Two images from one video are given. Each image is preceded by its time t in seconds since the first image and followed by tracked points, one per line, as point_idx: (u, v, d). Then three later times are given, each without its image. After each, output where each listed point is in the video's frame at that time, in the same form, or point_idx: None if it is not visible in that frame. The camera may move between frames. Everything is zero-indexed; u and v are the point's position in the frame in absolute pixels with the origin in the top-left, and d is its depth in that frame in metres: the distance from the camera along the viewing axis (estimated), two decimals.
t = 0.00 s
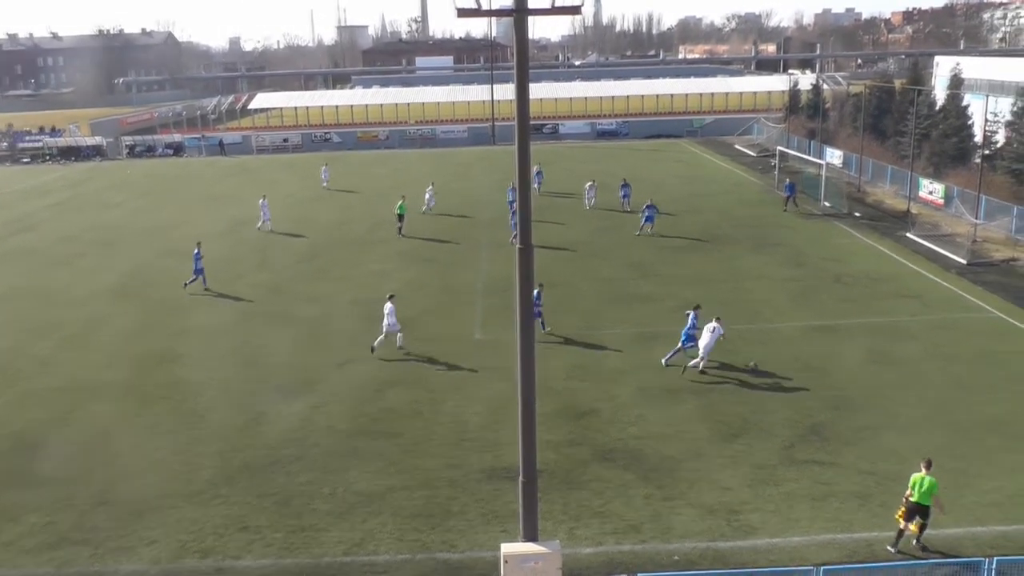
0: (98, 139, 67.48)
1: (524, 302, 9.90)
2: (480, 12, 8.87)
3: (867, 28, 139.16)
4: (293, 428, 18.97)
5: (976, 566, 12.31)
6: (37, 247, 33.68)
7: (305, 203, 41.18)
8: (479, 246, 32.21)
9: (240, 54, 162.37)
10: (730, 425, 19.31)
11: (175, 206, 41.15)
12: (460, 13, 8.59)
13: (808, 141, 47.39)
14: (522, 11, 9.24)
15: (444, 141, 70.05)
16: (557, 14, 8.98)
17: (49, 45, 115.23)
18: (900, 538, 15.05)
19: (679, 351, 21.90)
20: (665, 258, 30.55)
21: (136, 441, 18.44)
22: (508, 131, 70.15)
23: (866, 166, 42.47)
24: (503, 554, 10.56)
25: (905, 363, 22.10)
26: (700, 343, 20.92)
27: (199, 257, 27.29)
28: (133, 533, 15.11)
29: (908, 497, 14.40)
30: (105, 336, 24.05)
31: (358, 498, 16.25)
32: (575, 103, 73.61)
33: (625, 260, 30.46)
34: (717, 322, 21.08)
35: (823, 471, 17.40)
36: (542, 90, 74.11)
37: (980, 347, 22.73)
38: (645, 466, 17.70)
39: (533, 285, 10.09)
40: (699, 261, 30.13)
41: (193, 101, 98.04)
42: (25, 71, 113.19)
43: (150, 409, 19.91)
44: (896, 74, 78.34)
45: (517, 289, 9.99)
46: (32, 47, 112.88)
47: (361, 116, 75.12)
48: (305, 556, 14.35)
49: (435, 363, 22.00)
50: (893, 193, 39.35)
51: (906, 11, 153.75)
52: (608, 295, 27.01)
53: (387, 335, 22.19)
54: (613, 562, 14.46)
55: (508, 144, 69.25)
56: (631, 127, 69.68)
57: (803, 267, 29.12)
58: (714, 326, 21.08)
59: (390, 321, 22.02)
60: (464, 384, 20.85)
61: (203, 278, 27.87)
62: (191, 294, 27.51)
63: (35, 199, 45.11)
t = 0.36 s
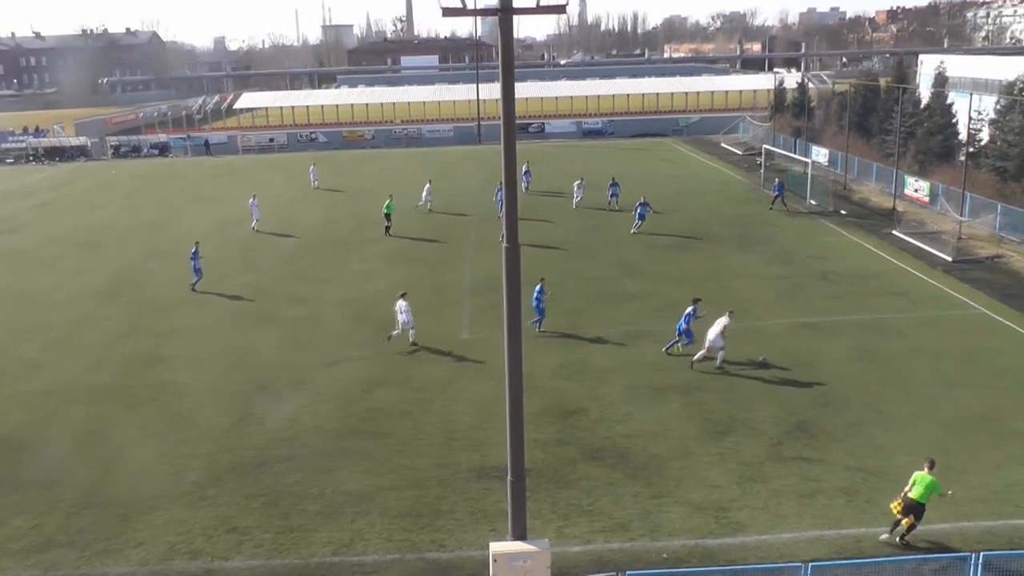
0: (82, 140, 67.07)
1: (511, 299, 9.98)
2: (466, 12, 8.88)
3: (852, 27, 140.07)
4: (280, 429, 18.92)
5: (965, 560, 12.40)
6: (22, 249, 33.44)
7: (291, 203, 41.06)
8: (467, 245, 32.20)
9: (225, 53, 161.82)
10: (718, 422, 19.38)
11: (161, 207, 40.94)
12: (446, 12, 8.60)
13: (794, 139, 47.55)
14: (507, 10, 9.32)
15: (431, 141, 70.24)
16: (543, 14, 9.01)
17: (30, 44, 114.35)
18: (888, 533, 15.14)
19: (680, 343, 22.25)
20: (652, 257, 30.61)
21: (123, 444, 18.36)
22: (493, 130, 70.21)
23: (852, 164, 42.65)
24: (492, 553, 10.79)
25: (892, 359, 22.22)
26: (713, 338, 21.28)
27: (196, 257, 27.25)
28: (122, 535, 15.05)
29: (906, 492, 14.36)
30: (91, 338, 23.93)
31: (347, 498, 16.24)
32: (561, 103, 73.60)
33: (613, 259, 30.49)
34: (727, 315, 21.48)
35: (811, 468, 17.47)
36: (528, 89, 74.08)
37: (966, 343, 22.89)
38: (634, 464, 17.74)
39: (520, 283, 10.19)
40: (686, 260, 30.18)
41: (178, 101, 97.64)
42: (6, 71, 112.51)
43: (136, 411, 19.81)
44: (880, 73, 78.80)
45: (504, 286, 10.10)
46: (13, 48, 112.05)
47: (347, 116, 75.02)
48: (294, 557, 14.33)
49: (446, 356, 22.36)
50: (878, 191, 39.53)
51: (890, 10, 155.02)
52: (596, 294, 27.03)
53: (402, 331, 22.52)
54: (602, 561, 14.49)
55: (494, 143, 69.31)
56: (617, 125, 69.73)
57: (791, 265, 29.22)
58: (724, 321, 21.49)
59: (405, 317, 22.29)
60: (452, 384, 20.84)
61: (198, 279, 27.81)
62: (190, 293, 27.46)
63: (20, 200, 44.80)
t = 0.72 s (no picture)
0: (67, 141, 66.65)
1: (497, 300, 10.04)
2: (451, 12, 8.90)
3: (837, 27, 140.81)
4: (267, 430, 18.86)
5: (949, 556, 12.46)
6: (6, 251, 33.19)
7: (278, 203, 40.94)
8: (454, 245, 32.17)
9: (210, 53, 161.10)
10: (705, 421, 19.40)
11: (146, 208, 40.74)
12: (431, 12, 8.60)
13: (780, 139, 47.70)
14: (492, 11, 9.37)
15: (416, 141, 70.28)
16: (528, 14, 9.04)
17: (11, 43, 113.52)
18: (873, 530, 15.20)
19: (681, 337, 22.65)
20: (639, 256, 30.63)
21: (108, 446, 18.26)
22: (479, 131, 70.21)
23: (837, 163, 42.79)
24: (478, 553, 10.78)
25: (877, 357, 22.32)
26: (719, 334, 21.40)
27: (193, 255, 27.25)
28: (107, 538, 14.97)
29: (909, 486, 14.55)
30: (75, 340, 23.79)
31: (333, 499, 16.19)
32: (548, 103, 73.57)
33: (600, 258, 30.52)
34: (735, 310, 21.51)
35: (797, 466, 17.52)
36: (514, 89, 74.04)
37: (950, 341, 23.00)
38: (620, 463, 17.75)
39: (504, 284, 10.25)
40: (673, 259, 30.22)
41: (163, 101, 97.19)
42: None
43: (122, 413, 19.70)
44: (865, 72, 79.13)
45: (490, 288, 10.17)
46: None
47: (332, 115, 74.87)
48: (279, 558, 14.28)
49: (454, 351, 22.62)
50: (864, 190, 39.67)
51: (874, 11, 155.91)
52: (583, 294, 27.04)
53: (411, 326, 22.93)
54: (589, 560, 14.49)
55: (480, 144, 69.35)
56: (602, 126, 69.88)
57: (777, 264, 29.28)
58: (732, 315, 21.48)
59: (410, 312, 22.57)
60: (439, 384, 20.80)
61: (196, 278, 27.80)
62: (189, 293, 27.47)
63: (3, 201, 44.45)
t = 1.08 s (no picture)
0: (53, 141, 66.24)
1: (485, 298, 10.06)
2: (438, 12, 8.92)
3: (824, 27, 141.36)
4: (255, 432, 18.80)
5: (937, 553, 12.38)
6: None
7: (266, 204, 40.84)
8: (442, 245, 32.12)
9: (197, 54, 160.53)
10: (693, 420, 19.41)
11: (132, 209, 40.55)
12: (417, 12, 8.62)
13: (768, 139, 47.80)
14: (479, 9, 9.38)
15: (403, 141, 69.95)
16: (514, 13, 9.09)
17: None
18: (862, 528, 15.25)
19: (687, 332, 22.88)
20: (627, 256, 30.65)
21: (95, 449, 18.16)
22: (467, 131, 70.25)
23: (824, 163, 42.91)
24: (467, 553, 10.82)
25: (865, 356, 22.39)
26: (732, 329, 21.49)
27: (194, 256, 27.30)
28: (95, 542, 14.90)
29: (915, 483, 14.55)
30: (63, 343, 23.65)
31: (323, 500, 16.16)
32: (535, 103, 73.48)
33: (588, 258, 30.54)
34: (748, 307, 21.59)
35: (785, 465, 17.57)
36: (501, 89, 73.98)
37: (937, 339, 23.10)
38: (609, 463, 17.77)
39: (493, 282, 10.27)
40: (661, 259, 30.24)
41: (150, 101, 96.70)
42: None
43: (109, 415, 19.61)
44: (851, 72, 79.40)
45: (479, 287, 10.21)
46: None
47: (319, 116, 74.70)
48: (269, 560, 14.24)
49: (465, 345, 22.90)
50: (851, 189, 39.80)
51: (861, 12, 156.60)
52: (572, 294, 27.04)
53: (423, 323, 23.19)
54: (578, 560, 14.49)
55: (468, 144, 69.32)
56: (590, 126, 69.89)
57: (765, 264, 29.33)
58: (743, 312, 21.46)
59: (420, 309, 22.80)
60: (427, 384, 20.77)
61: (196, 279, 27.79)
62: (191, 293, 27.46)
63: None
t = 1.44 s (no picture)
0: (37, 142, 65.80)
1: (472, 298, 10.05)
2: (425, 12, 8.91)
3: (810, 28, 141.97)
4: (242, 434, 18.75)
5: (922, 551, 12.37)
6: None
7: (253, 205, 40.72)
8: (430, 246, 32.08)
9: (183, 54, 159.83)
10: (681, 420, 19.44)
11: (118, 210, 40.36)
12: (405, 12, 8.61)
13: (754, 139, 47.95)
14: (467, 10, 9.38)
15: (391, 142, 69.94)
16: (501, 14, 9.10)
17: None
18: (848, 526, 15.32)
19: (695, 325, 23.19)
20: (614, 257, 30.68)
21: (82, 451, 18.09)
22: (454, 131, 70.28)
23: (811, 164, 43.06)
24: (456, 554, 10.76)
25: (851, 355, 22.48)
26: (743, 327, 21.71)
27: (192, 256, 27.14)
28: (81, 545, 14.84)
29: (923, 480, 14.60)
30: (48, 344, 23.53)
31: (311, 502, 16.13)
32: (521, 104, 73.51)
33: (576, 258, 30.56)
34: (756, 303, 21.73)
35: (773, 464, 17.63)
36: (488, 90, 73.99)
37: (924, 338, 23.23)
38: (597, 463, 17.80)
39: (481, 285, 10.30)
40: (648, 259, 30.28)
41: (136, 102, 96.24)
42: None
43: (95, 418, 19.52)
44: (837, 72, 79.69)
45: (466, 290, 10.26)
46: None
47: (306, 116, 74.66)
48: (257, 562, 14.21)
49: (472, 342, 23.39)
50: (837, 189, 39.94)
51: (848, 14, 157.41)
52: (560, 294, 27.06)
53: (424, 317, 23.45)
54: (567, 561, 14.50)
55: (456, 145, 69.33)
56: (578, 126, 69.99)
57: (752, 264, 29.40)
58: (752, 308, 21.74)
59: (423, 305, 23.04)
60: (414, 386, 20.74)
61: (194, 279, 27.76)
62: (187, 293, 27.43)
63: None
